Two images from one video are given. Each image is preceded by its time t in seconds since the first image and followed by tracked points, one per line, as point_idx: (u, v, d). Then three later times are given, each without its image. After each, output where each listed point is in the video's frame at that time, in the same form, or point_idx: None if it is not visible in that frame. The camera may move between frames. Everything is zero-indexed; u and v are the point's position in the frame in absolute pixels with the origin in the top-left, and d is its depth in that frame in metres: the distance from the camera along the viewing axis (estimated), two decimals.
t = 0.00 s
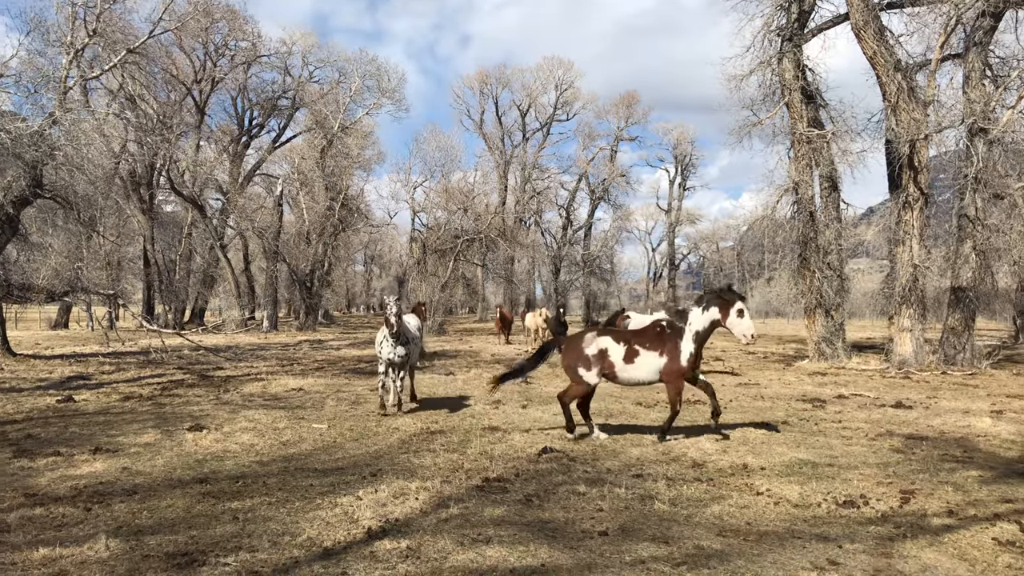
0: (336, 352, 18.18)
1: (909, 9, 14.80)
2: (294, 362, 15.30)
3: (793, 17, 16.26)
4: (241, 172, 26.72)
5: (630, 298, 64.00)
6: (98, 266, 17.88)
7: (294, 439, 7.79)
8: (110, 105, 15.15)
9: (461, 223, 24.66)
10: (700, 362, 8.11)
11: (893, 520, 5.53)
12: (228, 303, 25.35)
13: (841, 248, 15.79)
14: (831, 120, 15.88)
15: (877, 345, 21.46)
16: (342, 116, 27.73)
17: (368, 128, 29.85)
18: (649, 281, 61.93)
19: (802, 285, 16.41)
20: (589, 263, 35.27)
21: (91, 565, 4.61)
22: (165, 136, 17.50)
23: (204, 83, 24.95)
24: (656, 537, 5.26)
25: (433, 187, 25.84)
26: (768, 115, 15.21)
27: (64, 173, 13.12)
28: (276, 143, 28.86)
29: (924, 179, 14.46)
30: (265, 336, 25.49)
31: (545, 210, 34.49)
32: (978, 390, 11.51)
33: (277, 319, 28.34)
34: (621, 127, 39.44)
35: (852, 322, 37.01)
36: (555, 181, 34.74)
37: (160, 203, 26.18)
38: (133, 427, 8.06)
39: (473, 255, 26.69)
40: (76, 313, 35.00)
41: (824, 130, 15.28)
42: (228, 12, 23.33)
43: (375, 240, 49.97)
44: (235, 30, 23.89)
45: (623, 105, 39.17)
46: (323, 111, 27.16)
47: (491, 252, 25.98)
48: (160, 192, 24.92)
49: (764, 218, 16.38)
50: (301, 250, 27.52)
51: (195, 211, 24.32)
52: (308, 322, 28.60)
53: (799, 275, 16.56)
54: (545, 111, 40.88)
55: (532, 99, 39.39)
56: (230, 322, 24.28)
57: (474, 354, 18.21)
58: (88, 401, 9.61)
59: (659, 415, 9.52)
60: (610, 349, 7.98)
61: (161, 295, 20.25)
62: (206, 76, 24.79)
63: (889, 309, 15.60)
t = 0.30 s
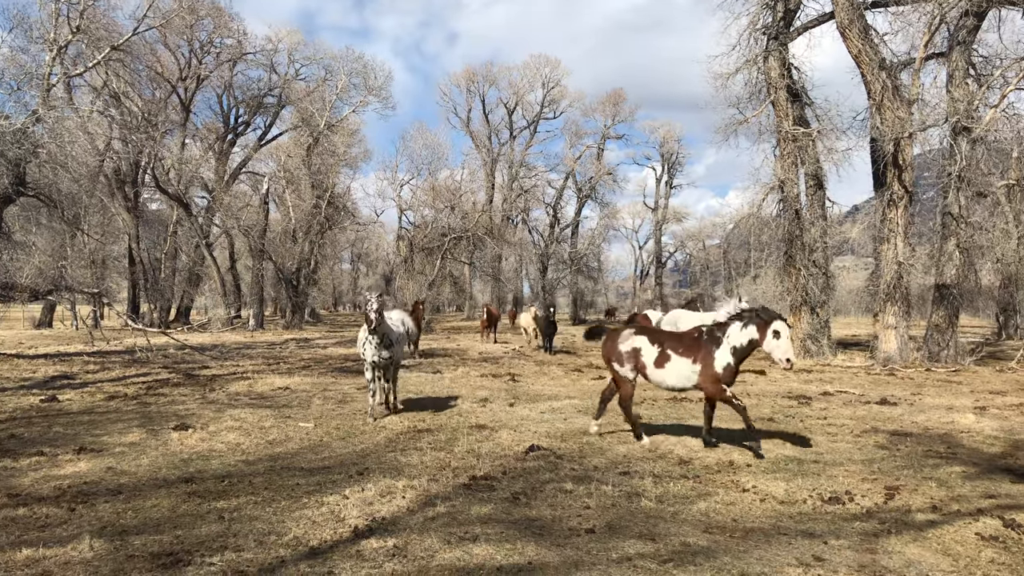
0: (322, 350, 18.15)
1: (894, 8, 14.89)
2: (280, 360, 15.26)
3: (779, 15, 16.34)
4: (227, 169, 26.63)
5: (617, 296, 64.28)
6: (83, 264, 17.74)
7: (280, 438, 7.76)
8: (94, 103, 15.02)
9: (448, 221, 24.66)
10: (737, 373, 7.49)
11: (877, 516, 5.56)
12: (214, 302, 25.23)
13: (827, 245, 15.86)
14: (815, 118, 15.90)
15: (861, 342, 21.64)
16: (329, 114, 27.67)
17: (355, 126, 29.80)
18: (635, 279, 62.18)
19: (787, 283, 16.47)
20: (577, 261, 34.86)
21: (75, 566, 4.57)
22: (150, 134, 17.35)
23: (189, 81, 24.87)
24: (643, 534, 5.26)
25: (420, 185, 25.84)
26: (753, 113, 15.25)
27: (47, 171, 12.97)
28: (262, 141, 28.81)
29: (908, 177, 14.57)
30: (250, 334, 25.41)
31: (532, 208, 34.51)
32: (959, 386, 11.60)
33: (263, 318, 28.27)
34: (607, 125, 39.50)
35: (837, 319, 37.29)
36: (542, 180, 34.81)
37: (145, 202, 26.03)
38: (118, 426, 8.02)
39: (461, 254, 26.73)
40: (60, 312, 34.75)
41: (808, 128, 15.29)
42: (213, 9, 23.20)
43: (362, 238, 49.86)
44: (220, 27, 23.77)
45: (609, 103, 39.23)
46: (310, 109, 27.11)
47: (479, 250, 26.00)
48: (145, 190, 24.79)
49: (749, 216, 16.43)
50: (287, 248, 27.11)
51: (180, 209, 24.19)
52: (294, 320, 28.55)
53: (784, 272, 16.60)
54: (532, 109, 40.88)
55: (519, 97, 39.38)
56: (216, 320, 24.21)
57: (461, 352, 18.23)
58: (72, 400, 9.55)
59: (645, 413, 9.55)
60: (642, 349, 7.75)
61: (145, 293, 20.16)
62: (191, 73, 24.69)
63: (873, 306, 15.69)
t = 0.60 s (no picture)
0: (308, 350, 18.09)
1: (876, 8, 14.99)
2: (265, 361, 15.20)
3: (762, 15, 16.38)
4: (211, 169, 26.50)
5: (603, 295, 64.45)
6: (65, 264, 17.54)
7: (265, 438, 7.73)
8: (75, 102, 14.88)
9: (434, 221, 24.64)
10: (764, 375, 7.06)
11: (861, 513, 5.60)
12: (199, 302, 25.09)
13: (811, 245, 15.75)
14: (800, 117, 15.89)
15: (843, 339, 21.81)
16: (313, 113, 27.58)
17: (340, 125, 29.70)
18: (621, 278, 62.37)
19: (772, 281, 16.52)
20: (562, 260, 34.67)
21: (57, 569, 4.52)
22: (133, 134, 17.19)
23: (172, 79, 24.75)
24: (628, 532, 5.28)
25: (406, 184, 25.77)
26: (738, 113, 15.27)
27: (27, 170, 12.79)
28: (246, 140, 28.71)
29: (892, 176, 14.69)
30: (235, 334, 25.29)
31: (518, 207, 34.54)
32: (940, 385, 11.69)
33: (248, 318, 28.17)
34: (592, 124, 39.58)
35: (822, 318, 37.58)
36: (528, 178, 34.92)
37: (128, 201, 25.84)
38: (101, 428, 7.96)
39: (447, 253, 26.77)
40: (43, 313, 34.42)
41: (793, 128, 15.31)
42: (196, 7, 23.05)
43: (348, 238, 49.67)
44: (203, 25, 23.61)
45: (595, 102, 39.30)
46: (294, 108, 27.01)
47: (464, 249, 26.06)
48: (128, 190, 24.62)
49: (733, 215, 16.48)
50: (272, 248, 27.35)
51: (164, 209, 24.01)
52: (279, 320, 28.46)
53: (768, 271, 16.66)
54: (518, 109, 40.92)
55: (504, 96, 39.41)
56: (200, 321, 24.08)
57: (446, 352, 18.23)
58: (54, 402, 9.47)
59: (631, 412, 9.58)
60: (675, 347, 7.76)
61: (129, 293, 20.05)
62: (174, 72, 24.54)
63: (857, 304, 15.80)
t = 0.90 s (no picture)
0: (295, 352, 18.02)
1: (861, 9, 15.07)
2: (252, 362, 15.14)
3: (749, 16, 16.45)
4: (197, 169, 26.40)
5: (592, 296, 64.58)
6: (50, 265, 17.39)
7: (252, 440, 7.70)
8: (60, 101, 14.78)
9: (422, 221, 24.60)
10: (793, 379, 6.61)
11: (848, 512, 5.62)
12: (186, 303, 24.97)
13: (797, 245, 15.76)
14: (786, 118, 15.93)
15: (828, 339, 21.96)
16: (300, 113, 27.52)
17: (327, 126, 29.65)
18: (609, 279, 62.50)
19: (758, 281, 16.50)
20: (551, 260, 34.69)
21: (40, 573, 4.49)
22: (119, 134, 17.05)
23: (158, 79, 24.70)
24: (616, 532, 5.28)
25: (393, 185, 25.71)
26: (725, 113, 15.32)
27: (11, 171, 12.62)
28: (233, 140, 28.64)
29: (877, 177, 14.79)
30: (222, 335, 25.18)
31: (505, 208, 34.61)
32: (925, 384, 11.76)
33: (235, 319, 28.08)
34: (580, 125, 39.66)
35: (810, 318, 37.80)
36: (516, 179, 35.06)
37: (114, 202, 25.71)
38: (86, 430, 7.90)
39: (435, 253, 26.81)
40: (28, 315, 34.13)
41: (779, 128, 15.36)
42: (183, 7, 22.95)
43: (335, 238, 49.57)
44: (190, 25, 23.51)
45: (582, 103, 39.37)
46: (281, 108, 26.94)
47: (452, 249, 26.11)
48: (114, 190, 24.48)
49: (721, 216, 16.51)
50: (259, 249, 27.13)
51: (150, 209, 23.87)
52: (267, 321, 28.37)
53: (755, 271, 16.65)
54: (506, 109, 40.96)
55: (492, 97, 39.43)
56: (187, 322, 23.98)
57: (434, 353, 18.22)
58: (38, 404, 9.40)
59: (619, 412, 9.60)
60: (711, 350, 7.74)
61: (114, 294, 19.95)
62: (161, 72, 24.49)
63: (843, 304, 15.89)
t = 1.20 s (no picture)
0: (284, 351, 18.00)
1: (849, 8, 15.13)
2: (240, 361, 15.09)
3: (737, 15, 16.50)
4: (185, 167, 26.30)
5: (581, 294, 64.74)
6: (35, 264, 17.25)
7: (239, 439, 7.68)
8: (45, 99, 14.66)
9: (410, 219, 24.54)
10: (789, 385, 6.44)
11: (833, 509, 5.65)
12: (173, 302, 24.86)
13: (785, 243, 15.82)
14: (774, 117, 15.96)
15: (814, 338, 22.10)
16: (288, 111, 27.43)
17: (316, 124, 29.57)
18: (599, 277, 62.60)
19: (746, 280, 16.29)
20: (540, 259, 34.72)
21: (23, 573, 4.46)
22: (105, 132, 16.91)
23: (145, 77, 24.63)
24: (603, 530, 5.29)
25: (382, 183, 25.65)
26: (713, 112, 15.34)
27: None
28: (221, 138, 28.55)
29: (863, 176, 14.88)
30: (210, 334, 25.10)
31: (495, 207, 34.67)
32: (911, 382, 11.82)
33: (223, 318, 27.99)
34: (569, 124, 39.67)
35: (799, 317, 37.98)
36: (505, 177, 35.19)
37: (101, 200, 25.56)
38: (72, 430, 7.87)
39: (424, 252, 26.81)
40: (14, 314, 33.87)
41: (767, 127, 15.40)
42: (170, 4, 22.81)
43: (324, 237, 49.41)
44: (177, 22, 23.37)
45: (572, 101, 39.37)
46: (269, 106, 26.83)
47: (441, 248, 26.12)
48: (101, 188, 24.34)
49: (709, 214, 16.48)
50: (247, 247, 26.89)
51: (137, 208, 23.70)
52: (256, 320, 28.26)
53: (743, 270, 16.47)
54: (495, 107, 40.91)
55: (481, 95, 39.37)
56: (174, 321, 23.89)
57: (424, 351, 18.21)
58: (24, 403, 9.34)
59: (607, 410, 9.62)
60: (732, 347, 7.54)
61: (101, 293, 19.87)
62: (148, 69, 24.36)
63: (830, 303, 15.97)
